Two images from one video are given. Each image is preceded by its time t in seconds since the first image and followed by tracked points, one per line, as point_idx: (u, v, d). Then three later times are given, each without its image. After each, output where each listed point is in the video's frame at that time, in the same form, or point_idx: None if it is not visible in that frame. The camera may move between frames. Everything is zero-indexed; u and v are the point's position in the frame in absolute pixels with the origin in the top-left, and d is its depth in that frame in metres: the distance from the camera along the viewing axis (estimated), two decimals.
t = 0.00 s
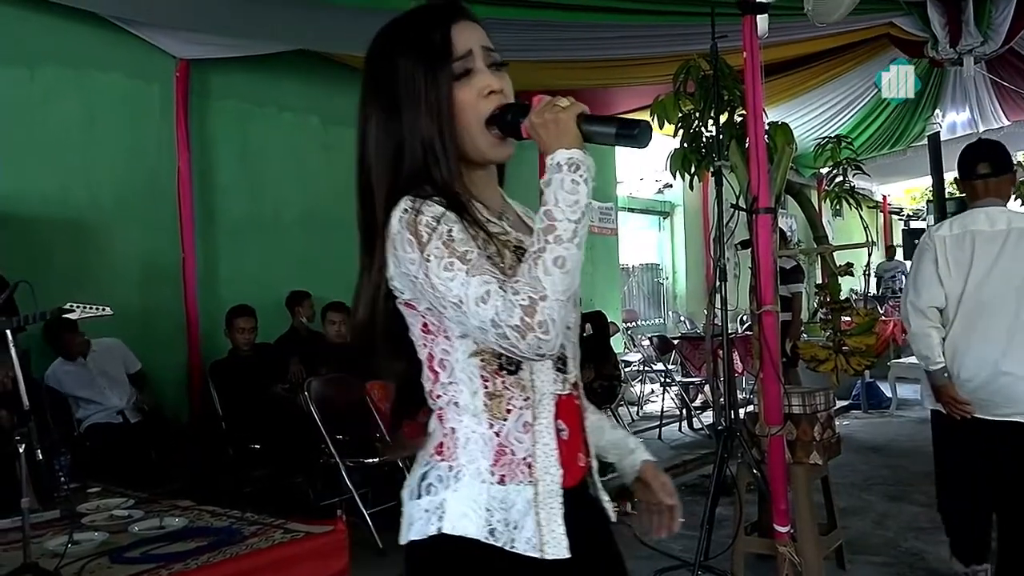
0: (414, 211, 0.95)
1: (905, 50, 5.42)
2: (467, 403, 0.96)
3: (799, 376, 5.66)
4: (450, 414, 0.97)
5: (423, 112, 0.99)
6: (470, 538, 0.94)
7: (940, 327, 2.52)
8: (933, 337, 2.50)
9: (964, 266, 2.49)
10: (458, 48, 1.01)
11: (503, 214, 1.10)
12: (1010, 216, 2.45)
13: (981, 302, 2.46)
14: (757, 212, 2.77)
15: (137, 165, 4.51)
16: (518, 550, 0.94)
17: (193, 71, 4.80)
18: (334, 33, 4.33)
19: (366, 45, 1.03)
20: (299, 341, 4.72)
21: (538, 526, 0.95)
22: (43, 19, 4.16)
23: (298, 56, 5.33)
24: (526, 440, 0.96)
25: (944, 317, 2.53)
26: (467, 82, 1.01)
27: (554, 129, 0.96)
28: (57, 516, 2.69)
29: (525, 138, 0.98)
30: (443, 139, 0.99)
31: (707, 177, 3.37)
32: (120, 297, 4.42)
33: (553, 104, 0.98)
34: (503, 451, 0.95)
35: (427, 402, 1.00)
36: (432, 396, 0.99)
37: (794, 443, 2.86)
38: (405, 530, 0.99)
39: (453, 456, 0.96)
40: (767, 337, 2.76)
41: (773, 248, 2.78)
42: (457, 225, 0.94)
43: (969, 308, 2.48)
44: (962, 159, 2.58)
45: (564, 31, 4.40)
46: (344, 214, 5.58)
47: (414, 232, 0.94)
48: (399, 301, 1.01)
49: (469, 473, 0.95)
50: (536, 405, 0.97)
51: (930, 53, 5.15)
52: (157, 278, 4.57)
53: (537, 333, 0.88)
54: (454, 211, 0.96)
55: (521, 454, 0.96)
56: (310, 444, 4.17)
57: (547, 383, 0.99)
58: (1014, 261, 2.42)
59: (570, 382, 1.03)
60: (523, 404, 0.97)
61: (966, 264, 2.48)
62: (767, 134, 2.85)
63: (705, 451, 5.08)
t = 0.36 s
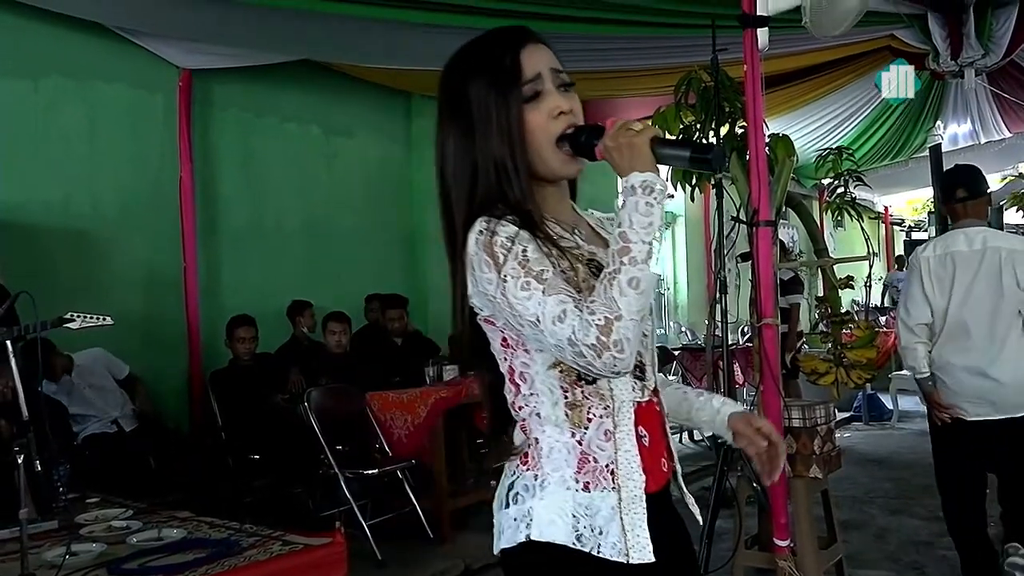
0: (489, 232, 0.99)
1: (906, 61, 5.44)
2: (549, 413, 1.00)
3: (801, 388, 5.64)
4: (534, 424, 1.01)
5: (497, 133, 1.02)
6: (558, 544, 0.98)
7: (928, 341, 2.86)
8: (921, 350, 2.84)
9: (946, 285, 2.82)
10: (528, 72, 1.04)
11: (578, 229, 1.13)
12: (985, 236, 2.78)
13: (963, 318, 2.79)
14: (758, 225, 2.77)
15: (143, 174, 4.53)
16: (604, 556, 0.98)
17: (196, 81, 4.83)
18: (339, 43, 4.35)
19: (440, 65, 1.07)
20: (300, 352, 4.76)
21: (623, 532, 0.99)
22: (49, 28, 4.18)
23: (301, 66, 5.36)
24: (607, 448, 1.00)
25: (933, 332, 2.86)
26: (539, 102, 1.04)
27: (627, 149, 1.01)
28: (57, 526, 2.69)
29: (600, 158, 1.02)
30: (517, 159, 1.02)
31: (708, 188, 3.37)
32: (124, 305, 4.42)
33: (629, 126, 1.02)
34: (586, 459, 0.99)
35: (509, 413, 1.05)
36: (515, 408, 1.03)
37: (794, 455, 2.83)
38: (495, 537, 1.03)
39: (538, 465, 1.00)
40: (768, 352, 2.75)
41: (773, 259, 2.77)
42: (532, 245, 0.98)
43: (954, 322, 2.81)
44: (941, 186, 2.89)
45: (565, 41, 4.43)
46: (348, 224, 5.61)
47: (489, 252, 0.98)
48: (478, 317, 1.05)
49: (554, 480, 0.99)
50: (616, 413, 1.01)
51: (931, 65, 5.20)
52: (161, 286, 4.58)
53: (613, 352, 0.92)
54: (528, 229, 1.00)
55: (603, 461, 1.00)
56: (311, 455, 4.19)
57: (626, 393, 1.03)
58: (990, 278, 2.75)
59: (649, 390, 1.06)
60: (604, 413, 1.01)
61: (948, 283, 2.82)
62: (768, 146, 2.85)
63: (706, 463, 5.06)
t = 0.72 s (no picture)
0: (537, 228, 0.97)
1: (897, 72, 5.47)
2: (580, 410, 1.00)
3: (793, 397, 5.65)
4: (561, 419, 1.01)
5: (577, 130, 1.00)
6: (579, 540, 0.98)
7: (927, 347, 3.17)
8: (920, 354, 3.14)
9: (944, 296, 3.14)
10: (594, 69, 1.03)
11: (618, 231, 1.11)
12: (981, 256, 3.09)
13: (960, 327, 3.11)
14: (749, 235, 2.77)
15: (136, 183, 4.53)
16: (623, 556, 0.98)
17: (190, 89, 4.83)
18: (333, 52, 4.37)
19: (493, 56, 1.04)
20: (293, 361, 4.76)
21: (642, 533, 0.99)
22: (43, 37, 4.18)
23: (296, 75, 5.37)
24: (634, 450, 1.00)
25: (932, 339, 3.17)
26: (611, 106, 1.03)
27: (701, 185, 1.00)
28: (44, 537, 2.67)
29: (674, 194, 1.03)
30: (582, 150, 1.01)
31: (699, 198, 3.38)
32: (115, 313, 4.41)
33: (716, 175, 1.01)
34: (613, 458, 0.99)
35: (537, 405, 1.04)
36: (544, 400, 1.02)
37: (784, 465, 2.85)
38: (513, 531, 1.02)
39: (564, 461, 1.00)
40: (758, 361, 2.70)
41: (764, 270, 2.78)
42: (577, 249, 0.96)
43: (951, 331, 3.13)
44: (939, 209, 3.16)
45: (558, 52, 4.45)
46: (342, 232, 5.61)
47: (536, 249, 0.96)
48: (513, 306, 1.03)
49: (580, 477, 0.99)
50: (644, 417, 1.01)
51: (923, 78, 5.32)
52: (153, 294, 4.57)
53: (635, 383, 0.91)
54: (575, 229, 0.98)
55: (629, 462, 1.00)
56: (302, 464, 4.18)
57: (654, 398, 1.02)
58: (985, 293, 3.08)
59: (671, 395, 1.06)
60: (634, 414, 1.00)
61: (946, 295, 3.14)
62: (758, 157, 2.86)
63: (699, 472, 5.07)
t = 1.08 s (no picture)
0: (589, 217, 0.96)
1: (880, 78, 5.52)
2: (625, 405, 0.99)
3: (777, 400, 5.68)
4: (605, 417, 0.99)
5: (637, 138, 1.01)
6: (630, 541, 0.96)
7: (922, 345, 3.41)
8: (916, 353, 3.40)
9: (940, 298, 3.38)
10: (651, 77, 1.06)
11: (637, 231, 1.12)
12: (974, 260, 3.34)
13: (953, 326, 3.35)
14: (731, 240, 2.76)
15: (121, 184, 4.51)
16: (673, 555, 0.99)
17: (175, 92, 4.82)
18: (320, 55, 4.38)
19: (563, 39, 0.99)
20: (278, 364, 4.74)
21: (686, 533, 1.01)
22: (28, 38, 4.16)
23: (282, 78, 5.37)
24: (674, 447, 1.02)
25: (928, 338, 3.41)
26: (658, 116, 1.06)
27: (730, 378, 0.97)
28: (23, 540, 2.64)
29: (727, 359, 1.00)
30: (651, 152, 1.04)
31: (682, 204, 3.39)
32: (99, 315, 4.39)
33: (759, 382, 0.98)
34: (657, 456, 1.00)
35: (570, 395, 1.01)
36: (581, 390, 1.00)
37: (767, 468, 2.86)
38: (552, 534, 0.98)
39: (610, 460, 0.98)
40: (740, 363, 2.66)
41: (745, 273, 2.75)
42: (611, 258, 0.96)
43: (945, 330, 3.37)
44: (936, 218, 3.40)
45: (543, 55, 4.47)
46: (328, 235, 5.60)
47: (573, 237, 0.95)
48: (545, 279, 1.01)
49: (628, 476, 0.98)
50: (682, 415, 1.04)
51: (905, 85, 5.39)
52: (137, 297, 4.55)
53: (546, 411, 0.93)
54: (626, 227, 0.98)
55: (670, 461, 1.01)
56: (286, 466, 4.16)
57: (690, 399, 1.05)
58: (976, 295, 3.32)
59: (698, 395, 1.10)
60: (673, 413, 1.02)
61: (941, 296, 3.38)
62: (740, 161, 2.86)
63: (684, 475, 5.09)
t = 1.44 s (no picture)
0: (581, 221, 0.87)
1: (859, 82, 5.58)
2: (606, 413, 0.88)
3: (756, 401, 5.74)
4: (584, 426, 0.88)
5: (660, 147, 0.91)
6: (609, 555, 0.85)
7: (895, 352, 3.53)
8: (888, 359, 3.52)
9: (910, 309, 3.50)
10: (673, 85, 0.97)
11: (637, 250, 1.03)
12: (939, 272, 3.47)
13: (923, 332, 3.47)
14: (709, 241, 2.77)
15: (98, 183, 4.47)
16: (652, 570, 0.88)
17: (155, 90, 4.78)
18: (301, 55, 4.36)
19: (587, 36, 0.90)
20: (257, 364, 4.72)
21: (666, 548, 0.90)
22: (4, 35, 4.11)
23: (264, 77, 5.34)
24: (656, 458, 0.90)
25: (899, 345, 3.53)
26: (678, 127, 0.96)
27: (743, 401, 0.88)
28: None
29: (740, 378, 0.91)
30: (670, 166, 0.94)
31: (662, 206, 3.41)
32: (76, 314, 4.35)
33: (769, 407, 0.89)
34: (637, 469, 0.88)
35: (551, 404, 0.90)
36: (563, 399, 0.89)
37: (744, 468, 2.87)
38: (529, 548, 0.88)
39: (588, 471, 0.87)
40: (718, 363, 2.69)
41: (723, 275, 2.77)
42: (601, 261, 0.86)
43: (914, 336, 3.49)
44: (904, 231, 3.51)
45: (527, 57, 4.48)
46: (309, 235, 5.57)
47: (561, 243, 0.86)
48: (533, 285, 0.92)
49: (606, 488, 0.86)
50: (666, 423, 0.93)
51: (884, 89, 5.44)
52: (116, 296, 4.51)
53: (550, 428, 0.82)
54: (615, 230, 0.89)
55: (652, 472, 0.90)
56: (264, 468, 4.13)
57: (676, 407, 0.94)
58: (941, 302, 3.46)
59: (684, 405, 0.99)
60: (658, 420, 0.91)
61: (910, 305, 3.51)
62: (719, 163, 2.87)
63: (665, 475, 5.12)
